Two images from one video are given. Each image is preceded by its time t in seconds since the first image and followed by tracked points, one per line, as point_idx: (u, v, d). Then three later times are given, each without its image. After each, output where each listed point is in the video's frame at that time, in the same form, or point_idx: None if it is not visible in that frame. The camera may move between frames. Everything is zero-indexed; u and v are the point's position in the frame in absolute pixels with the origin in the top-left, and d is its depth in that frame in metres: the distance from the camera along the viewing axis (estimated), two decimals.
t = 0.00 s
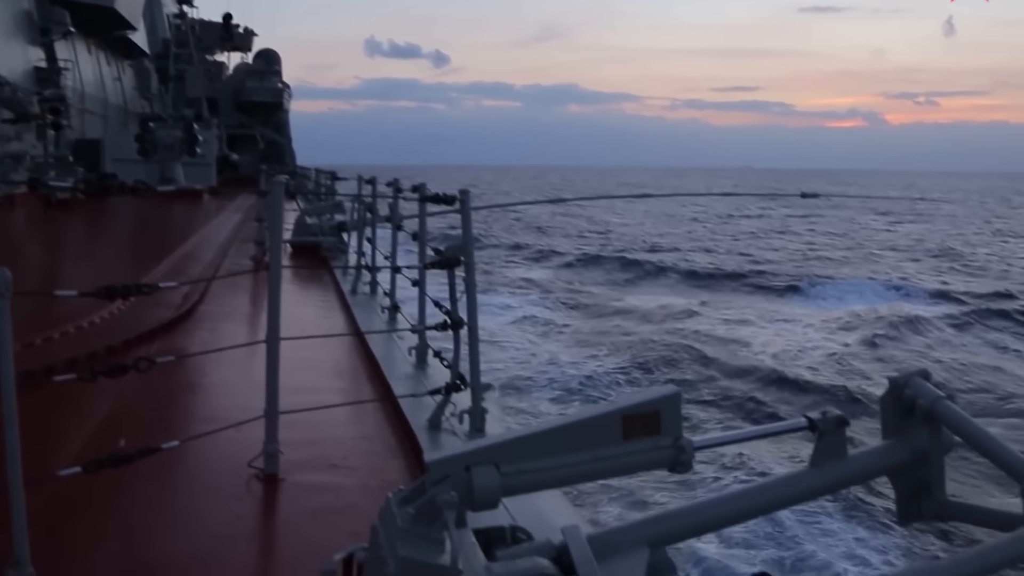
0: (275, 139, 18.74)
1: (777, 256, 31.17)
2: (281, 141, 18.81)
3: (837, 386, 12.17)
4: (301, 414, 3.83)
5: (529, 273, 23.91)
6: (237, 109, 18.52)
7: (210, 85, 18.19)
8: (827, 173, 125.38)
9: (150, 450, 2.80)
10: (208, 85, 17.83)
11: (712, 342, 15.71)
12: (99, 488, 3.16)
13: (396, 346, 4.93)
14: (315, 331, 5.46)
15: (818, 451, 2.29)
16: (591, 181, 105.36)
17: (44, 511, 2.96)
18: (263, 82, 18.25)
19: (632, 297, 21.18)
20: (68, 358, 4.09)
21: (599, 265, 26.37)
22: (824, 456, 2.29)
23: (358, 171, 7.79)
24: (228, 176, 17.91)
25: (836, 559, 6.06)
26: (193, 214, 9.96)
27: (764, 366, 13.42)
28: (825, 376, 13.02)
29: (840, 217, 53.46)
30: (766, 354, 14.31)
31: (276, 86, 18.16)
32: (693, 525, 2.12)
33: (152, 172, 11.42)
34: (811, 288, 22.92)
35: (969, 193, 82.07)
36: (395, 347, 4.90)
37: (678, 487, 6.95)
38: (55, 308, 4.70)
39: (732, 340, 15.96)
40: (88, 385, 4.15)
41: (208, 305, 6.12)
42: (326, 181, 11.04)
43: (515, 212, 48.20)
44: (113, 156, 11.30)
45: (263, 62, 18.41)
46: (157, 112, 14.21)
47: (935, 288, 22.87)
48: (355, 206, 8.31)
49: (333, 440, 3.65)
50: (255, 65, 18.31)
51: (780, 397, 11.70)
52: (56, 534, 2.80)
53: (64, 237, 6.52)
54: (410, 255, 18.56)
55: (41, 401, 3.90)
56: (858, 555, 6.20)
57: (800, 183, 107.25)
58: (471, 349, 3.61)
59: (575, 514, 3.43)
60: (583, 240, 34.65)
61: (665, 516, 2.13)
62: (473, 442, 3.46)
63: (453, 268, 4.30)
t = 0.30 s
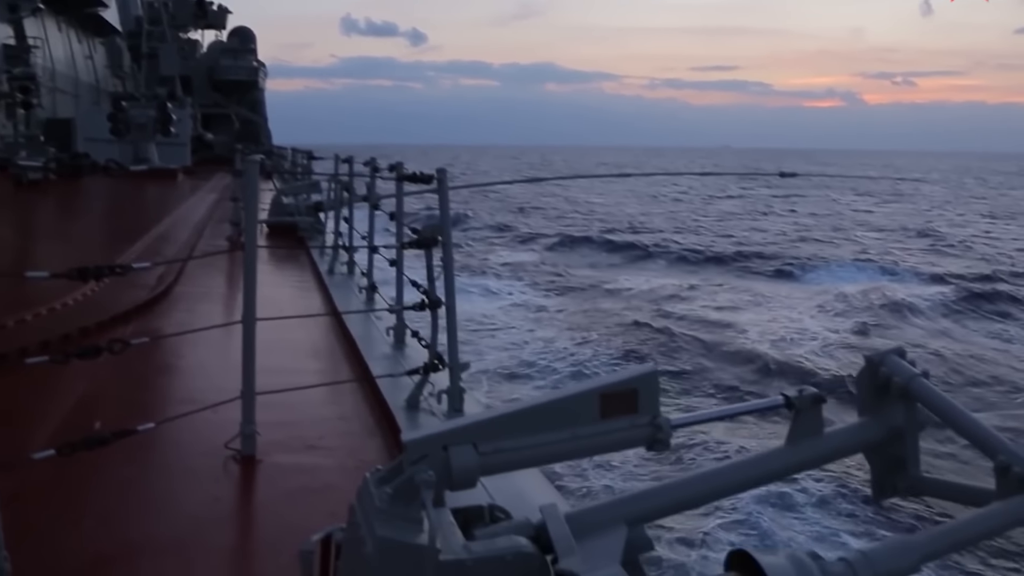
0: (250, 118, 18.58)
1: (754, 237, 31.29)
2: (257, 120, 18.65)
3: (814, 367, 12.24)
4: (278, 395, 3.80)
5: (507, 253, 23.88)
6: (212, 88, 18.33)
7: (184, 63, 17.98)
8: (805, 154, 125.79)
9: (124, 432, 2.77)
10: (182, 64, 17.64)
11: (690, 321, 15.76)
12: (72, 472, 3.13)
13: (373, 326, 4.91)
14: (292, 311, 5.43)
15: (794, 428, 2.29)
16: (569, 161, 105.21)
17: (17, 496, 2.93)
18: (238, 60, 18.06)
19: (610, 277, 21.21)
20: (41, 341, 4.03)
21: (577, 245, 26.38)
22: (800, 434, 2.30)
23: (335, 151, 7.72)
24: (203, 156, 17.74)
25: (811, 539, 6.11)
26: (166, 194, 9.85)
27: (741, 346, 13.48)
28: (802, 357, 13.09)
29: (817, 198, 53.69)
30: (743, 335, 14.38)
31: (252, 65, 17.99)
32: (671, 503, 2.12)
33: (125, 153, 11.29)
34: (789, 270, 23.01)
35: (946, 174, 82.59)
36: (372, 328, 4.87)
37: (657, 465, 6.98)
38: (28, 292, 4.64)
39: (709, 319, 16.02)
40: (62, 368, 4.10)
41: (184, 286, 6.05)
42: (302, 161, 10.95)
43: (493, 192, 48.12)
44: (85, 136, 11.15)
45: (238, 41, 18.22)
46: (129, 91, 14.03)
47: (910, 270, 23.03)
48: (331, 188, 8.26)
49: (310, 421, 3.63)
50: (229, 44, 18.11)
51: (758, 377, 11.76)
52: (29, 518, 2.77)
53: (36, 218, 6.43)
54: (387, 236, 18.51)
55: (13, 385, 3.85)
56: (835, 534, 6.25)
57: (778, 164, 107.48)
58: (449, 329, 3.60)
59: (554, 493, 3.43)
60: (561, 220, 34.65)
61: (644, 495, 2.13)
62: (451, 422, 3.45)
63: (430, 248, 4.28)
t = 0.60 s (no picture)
0: (224, 96, 18.39)
1: (731, 215, 31.35)
2: (231, 98, 18.47)
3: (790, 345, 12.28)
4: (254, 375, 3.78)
5: (485, 232, 23.84)
6: (184, 66, 18.11)
7: (155, 40, 17.73)
8: (783, 132, 126.10)
9: (97, 415, 2.73)
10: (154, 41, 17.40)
11: (667, 300, 15.79)
12: (46, 455, 3.09)
13: (350, 306, 4.89)
14: (268, 291, 5.39)
15: (770, 405, 2.30)
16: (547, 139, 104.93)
17: None
18: (211, 37, 17.83)
19: (588, 256, 21.21)
20: (13, 323, 3.99)
21: (555, 223, 26.36)
22: (777, 410, 2.30)
23: (310, 129, 7.64)
24: (176, 134, 17.54)
25: (787, 515, 6.16)
26: (139, 173, 9.74)
27: (718, 325, 13.52)
28: (779, 335, 13.14)
29: (795, 175, 53.83)
30: (720, 313, 14.42)
31: (225, 42, 17.77)
32: (651, 479, 2.12)
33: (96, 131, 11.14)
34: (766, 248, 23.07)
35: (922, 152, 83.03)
36: (349, 307, 4.84)
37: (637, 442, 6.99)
38: None
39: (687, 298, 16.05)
40: (36, 350, 4.06)
41: (158, 267, 5.99)
42: (277, 139, 10.84)
43: (471, 171, 47.98)
44: (55, 114, 10.99)
45: (211, 17, 17.99)
46: (100, 68, 13.82)
47: (887, 249, 23.14)
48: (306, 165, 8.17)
49: (287, 401, 3.61)
50: (202, 20, 17.88)
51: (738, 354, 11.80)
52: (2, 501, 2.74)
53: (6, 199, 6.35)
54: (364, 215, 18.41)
55: None
56: (811, 508, 6.28)
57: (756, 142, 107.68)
58: (426, 309, 3.59)
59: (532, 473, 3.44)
60: (539, 198, 34.61)
61: (621, 472, 2.13)
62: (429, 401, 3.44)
63: (407, 227, 4.25)
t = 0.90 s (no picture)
0: (202, 79, 18.20)
1: (714, 199, 31.34)
2: (210, 81, 18.29)
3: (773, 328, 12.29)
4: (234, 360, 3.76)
5: (467, 216, 23.74)
6: (161, 49, 17.90)
7: (132, 23, 17.50)
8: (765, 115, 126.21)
9: (74, 401, 2.71)
10: (130, 24, 17.18)
11: (650, 283, 15.77)
12: (24, 442, 3.06)
13: (331, 290, 4.85)
14: (248, 276, 5.35)
15: (752, 388, 2.30)
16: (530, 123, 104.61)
17: None
18: (189, 19, 17.61)
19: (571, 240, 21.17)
20: None
21: (538, 207, 26.28)
22: (758, 393, 2.30)
23: (290, 112, 7.55)
24: (154, 118, 17.34)
25: (768, 497, 6.18)
26: (115, 157, 9.62)
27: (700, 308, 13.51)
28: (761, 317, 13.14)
29: (778, 159, 53.85)
30: (703, 297, 14.42)
31: (203, 25, 17.56)
32: (632, 462, 2.12)
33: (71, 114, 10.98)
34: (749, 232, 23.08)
35: (904, 135, 83.29)
36: (330, 292, 4.81)
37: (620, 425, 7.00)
38: None
39: (670, 281, 16.03)
40: (13, 336, 4.02)
41: (136, 251, 5.95)
42: (256, 123, 10.72)
43: (454, 155, 47.77)
44: (30, 97, 10.83)
45: None
46: (75, 51, 13.62)
47: (869, 233, 23.18)
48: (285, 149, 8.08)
49: (268, 386, 3.59)
50: (179, 2, 17.66)
51: (723, 338, 11.78)
52: None
53: None
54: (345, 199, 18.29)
55: None
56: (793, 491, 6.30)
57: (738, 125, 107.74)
58: (407, 293, 3.57)
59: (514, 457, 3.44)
60: (522, 182, 34.52)
61: (603, 454, 2.13)
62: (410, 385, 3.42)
63: (387, 210, 4.22)
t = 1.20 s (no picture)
0: (179, 62, 17.99)
1: (695, 184, 31.37)
2: (187, 65, 18.09)
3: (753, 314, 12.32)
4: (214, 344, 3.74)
5: (448, 201, 23.66)
6: (137, 32, 17.67)
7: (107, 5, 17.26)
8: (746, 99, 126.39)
9: (51, 387, 2.68)
10: (106, 6, 16.94)
11: (631, 269, 15.78)
12: None
13: (311, 275, 4.82)
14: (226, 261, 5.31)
15: (732, 369, 2.30)
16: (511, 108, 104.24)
17: None
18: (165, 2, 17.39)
19: (552, 225, 21.14)
20: None
21: (519, 192, 26.21)
22: (739, 374, 2.30)
23: (268, 97, 7.47)
24: (131, 103, 17.13)
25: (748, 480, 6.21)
26: (91, 142, 9.50)
27: (681, 294, 13.53)
28: (741, 303, 13.18)
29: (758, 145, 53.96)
30: (684, 283, 14.44)
31: (180, 7, 17.34)
32: (613, 446, 2.13)
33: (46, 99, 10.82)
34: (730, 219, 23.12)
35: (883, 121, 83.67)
36: (309, 276, 4.78)
37: (602, 409, 7.02)
38: None
39: (651, 267, 16.04)
40: None
41: (113, 237, 5.89)
42: (233, 107, 10.61)
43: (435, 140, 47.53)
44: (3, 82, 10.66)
45: None
46: (49, 34, 13.41)
47: (848, 219, 23.28)
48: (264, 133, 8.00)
49: (248, 370, 3.58)
50: None
51: (707, 325, 11.81)
52: None
53: None
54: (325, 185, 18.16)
55: None
56: (773, 474, 6.34)
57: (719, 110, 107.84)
58: (388, 277, 3.55)
59: (495, 441, 3.45)
60: (503, 167, 34.43)
61: (584, 437, 2.13)
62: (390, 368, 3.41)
63: (368, 193, 4.19)
